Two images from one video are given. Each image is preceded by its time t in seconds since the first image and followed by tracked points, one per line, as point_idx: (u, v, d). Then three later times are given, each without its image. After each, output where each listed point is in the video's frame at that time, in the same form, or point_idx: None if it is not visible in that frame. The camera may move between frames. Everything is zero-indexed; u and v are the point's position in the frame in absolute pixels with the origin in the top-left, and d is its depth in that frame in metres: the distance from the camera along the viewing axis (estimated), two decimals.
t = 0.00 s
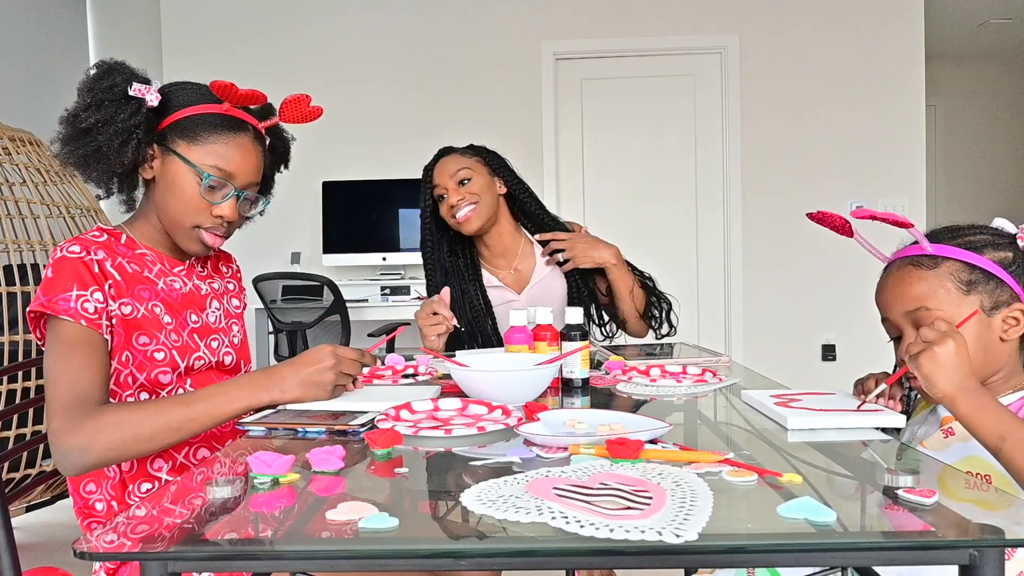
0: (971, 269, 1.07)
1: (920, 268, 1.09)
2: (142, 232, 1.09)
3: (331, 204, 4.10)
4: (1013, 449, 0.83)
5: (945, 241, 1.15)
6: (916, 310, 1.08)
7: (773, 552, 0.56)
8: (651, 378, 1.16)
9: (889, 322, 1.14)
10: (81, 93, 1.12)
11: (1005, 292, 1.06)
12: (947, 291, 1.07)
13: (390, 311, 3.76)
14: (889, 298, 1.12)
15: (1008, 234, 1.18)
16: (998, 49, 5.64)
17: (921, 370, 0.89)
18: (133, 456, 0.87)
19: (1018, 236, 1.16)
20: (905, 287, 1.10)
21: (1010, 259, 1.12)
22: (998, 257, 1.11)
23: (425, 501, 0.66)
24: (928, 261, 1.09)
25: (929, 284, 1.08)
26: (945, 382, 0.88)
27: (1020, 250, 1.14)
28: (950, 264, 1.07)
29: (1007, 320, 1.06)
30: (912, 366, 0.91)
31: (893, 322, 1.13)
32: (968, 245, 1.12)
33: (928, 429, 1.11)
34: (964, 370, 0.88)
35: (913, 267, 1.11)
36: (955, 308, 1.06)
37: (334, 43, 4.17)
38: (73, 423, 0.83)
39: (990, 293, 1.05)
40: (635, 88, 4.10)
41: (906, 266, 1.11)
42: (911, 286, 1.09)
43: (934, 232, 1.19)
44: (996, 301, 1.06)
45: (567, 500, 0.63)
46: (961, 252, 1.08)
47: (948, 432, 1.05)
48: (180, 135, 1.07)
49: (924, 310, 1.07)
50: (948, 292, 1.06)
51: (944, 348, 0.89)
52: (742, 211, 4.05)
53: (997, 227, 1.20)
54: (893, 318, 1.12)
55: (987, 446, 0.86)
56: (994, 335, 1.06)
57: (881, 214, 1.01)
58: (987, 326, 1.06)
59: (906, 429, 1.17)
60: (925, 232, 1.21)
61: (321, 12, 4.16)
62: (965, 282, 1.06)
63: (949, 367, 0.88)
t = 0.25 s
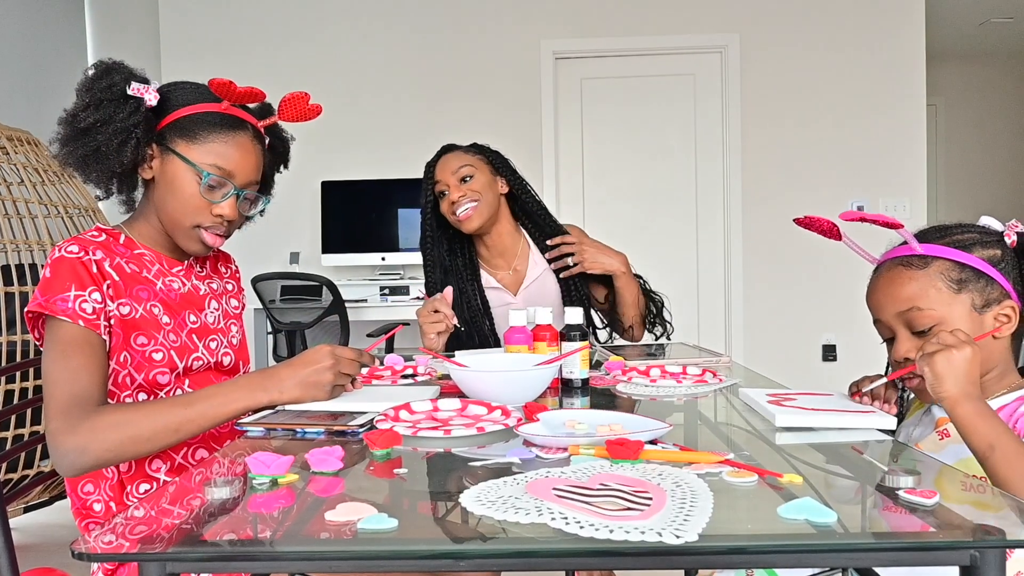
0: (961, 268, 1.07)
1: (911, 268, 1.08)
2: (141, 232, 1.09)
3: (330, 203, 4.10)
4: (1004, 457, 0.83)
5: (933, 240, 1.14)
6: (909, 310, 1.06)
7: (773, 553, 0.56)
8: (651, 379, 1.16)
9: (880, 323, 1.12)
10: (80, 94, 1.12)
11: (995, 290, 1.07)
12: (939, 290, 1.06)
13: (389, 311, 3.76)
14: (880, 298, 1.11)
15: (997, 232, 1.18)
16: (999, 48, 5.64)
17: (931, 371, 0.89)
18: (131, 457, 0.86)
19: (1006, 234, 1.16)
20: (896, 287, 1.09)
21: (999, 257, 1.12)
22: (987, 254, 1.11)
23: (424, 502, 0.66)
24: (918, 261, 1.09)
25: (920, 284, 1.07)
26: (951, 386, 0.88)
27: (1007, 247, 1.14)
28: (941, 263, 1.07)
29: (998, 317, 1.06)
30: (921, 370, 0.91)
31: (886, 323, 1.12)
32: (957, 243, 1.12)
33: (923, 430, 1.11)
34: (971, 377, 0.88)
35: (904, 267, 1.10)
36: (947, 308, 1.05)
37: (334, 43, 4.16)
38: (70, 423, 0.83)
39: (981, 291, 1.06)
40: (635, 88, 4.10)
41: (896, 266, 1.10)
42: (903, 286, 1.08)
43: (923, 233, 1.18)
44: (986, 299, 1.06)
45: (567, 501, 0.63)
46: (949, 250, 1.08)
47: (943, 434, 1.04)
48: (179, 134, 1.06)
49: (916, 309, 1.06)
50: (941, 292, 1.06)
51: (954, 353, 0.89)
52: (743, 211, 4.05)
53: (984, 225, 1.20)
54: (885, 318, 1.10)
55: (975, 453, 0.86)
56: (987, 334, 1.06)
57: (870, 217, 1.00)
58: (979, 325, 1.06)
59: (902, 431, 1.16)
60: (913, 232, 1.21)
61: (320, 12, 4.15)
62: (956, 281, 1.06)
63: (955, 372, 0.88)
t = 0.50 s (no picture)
0: (954, 267, 1.06)
1: (905, 268, 1.08)
2: (140, 233, 1.09)
3: (330, 203, 4.10)
4: (1000, 463, 0.83)
5: (926, 241, 1.15)
6: (903, 311, 1.06)
7: (773, 553, 0.56)
8: (651, 379, 1.16)
9: (876, 324, 1.12)
10: (80, 96, 1.11)
11: (989, 289, 1.06)
12: (932, 289, 1.06)
13: (389, 311, 3.75)
14: (875, 300, 1.11)
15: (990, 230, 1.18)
16: (1001, 47, 5.63)
17: (927, 376, 0.89)
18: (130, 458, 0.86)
19: (999, 232, 1.15)
20: (890, 288, 1.09)
21: (993, 256, 1.11)
22: (980, 254, 1.11)
23: (423, 503, 0.66)
24: (911, 261, 1.09)
25: (913, 284, 1.07)
26: (948, 391, 0.88)
27: (1000, 246, 1.13)
28: (934, 263, 1.07)
29: (993, 316, 1.06)
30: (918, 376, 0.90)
31: (881, 324, 1.11)
32: (950, 243, 1.12)
33: (921, 431, 1.11)
34: (968, 383, 0.88)
35: (897, 268, 1.10)
36: (941, 307, 1.05)
37: (333, 43, 4.16)
38: (69, 424, 0.83)
39: (975, 290, 1.05)
40: (636, 87, 4.09)
41: (890, 268, 1.10)
42: (896, 287, 1.08)
43: (915, 233, 1.18)
44: (981, 298, 1.06)
45: (566, 502, 0.63)
46: (942, 250, 1.08)
47: (940, 435, 1.04)
48: (179, 135, 1.06)
49: (910, 310, 1.05)
50: (934, 291, 1.05)
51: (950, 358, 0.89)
52: (743, 211, 4.04)
53: (977, 225, 1.19)
54: (880, 320, 1.10)
55: (970, 458, 0.86)
56: (982, 333, 1.06)
57: (862, 218, 1.00)
58: (974, 324, 1.05)
59: (900, 432, 1.16)
60: (908, 233, 1.21)
61: (320, 12, 4.15)
62: (949, 280, 1.06)
63: (952, 378, 0.88)
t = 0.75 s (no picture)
0: (954, 268, 1.06)
1: (905, 269, 1.08)
2: (140, 233, 1.08)
3: (329, 203, 4.10)
4: (1000, 466, 0.82)
5: (926, 242, 1.14)
6: (904, 312, 1.06)
7: (773, 554, 0.56)
8: (651, 380, 1.15)
9: (877, 326, 1.12)
10: (81, 99, 1.11)
11: (990, 289, 1.06)
12: (932, 290, 1.05)
13: (388, 311, 3.75)
14: (876, 301, 1.10)
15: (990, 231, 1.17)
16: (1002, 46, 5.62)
17: (929, 378, 0.89)
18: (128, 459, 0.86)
19: (999, 232, 1.15)
20: (890, 289, 1.08)
21: (993, 256, 1.11)
22: (981, 254, 1.10)
23: (422, 503, 0.65)
24: (911, 261, 1.09)
25: (914, 285, 1.06)
26: (950, 393, 0.87)
27: (1001, 246, 1.13)
28: (934, 264, 1.07)
29: (994, 317, 1.05)
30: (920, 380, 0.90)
31: (882, 326, 1.11)
32: (949, 244, 1.12)
33: (923, 434, 1.11)
34: (970, 386, 0.88)
35: (898, 269, 1.10)
36: (943, 308, 1.04)
37: (333, 42, 4.16)
38: (68, 425, 0.83)
39: (976, 291, 1.05)
40: (636, 86, 4.09)
41: (890, 269, 1.10)
42: (897, 288, 1.08)
43: (915, 234, 1.18)
44: (982, 298, 1.05)
45: (566, 503, 0.63)
46: (942, 250, 1.08)
47: (943, 437, 1.03)
48: (180, 137, 1.06)
49: (911, 311, 1.05)
50: (935, 292, 1.05)
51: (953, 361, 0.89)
52: (743, 210, 4.04)
53: (977, 225, 1.19)
54: (882, 321, 1.10)
55: (972, 461, 0.86)
56: (983, 334, 1.05)
57: (859, 218, 1.00)
58: (975, 325, 1.05)
59: (902, 433, 1.16)
60: (909, 234, 1.21)
61: (320, 11, 4.15)
62: (949, 281, 1.06)
63: (954, 380, 0.87)
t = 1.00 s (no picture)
0: (957, 268, 1.06)
1: (908, 269, 1.08)
2: (138, 233, 1.08)
3: (329, 203, 4.09)
4: (1002, 468, 0.82)
5: (931, 242, 1.14)
6: (906, 312, 1.06)
7: (774, 555, 0.55)
8: (651, 381, 1.15)
9: (880, 326, 1.12)
10: (79, 97, 1.10)
11: (995, 290, 1.06)
12: (935, 290, 1.05)
13: (387, 311, 3.75)
14: (879, 302, 1.10)
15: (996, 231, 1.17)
16: (1002, 45, 5.62)
17: (932, 380, 0.89)
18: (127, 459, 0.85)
19: (1004, 234, 1.15)
20: (893, 290, 1.08)
21: (998, 256, 1.10)
22: (985, 254, 1.10)
23: (422, 504, 0.65)
24: (914, 262, 1.08)
25: (916, 285, 1.06)
26: (953, 395, 0.87)
27: (1005, 246, 1.13)
28: (937, 264, 1.07)
29: (999, 318, 1.05)
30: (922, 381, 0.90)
31: (885, 326, 1.11)
32: (953, 244, 1.12)
33: (926, 435, 1.10)
34: (973, 389, 0.88)
35: (901, 269, 1.09)
36: (945, 308, 1.04)
37: (333, 42, 4.15)
38: (66, 424, 0.82)
39: (979, 291, 1.05)
40: (636, 86, 4.09)
41: (893, 269, 1.10)
42: (900, 288, 1.07)
43: (919, 234, 1.18)
44: (985, 299, 1.05)
45: (566, 503, 0.62)
46: (945, 251, 1.08)
47: (947, 439, 1.03)
48: (179, 136, 1.05)
49: (913, 311, 1.05)
50: (937, 293, 1.05)
51: (956, 364, 0.89)
52: (743, 210, 4.04)
53: (982, 225, 1.19)
54: (884, 322, 1.10)
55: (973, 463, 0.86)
56: (987, 334, 1.05)
57: (861, 217, 0.99)
58: (978, 326, 1.04)
59: (905, 434, 1.16)
60: (914, 235, 1.20)
61: (320, 11, 4.14)
62: (952, 281, 1.05)
63: (957, 382, 0.88)
